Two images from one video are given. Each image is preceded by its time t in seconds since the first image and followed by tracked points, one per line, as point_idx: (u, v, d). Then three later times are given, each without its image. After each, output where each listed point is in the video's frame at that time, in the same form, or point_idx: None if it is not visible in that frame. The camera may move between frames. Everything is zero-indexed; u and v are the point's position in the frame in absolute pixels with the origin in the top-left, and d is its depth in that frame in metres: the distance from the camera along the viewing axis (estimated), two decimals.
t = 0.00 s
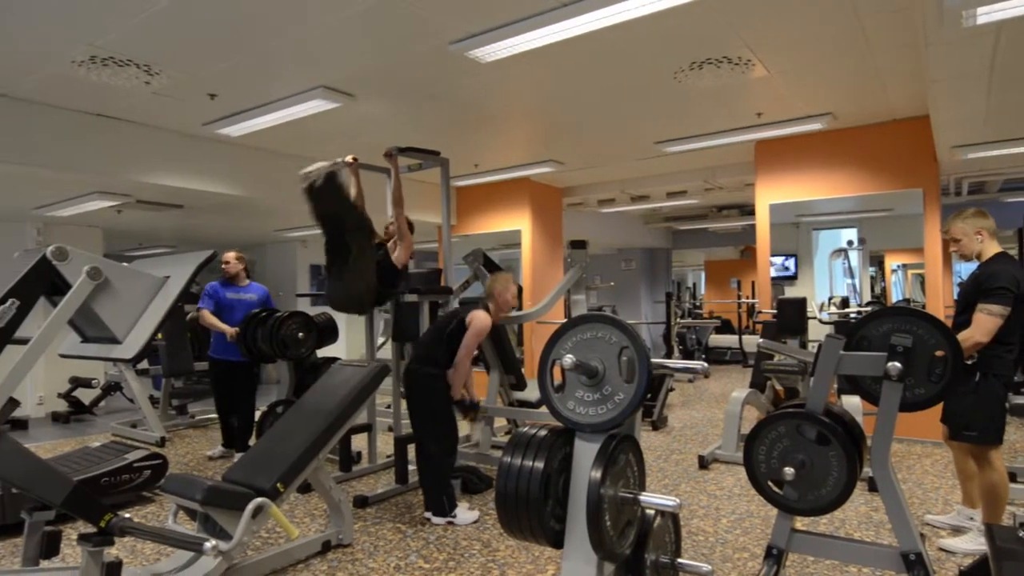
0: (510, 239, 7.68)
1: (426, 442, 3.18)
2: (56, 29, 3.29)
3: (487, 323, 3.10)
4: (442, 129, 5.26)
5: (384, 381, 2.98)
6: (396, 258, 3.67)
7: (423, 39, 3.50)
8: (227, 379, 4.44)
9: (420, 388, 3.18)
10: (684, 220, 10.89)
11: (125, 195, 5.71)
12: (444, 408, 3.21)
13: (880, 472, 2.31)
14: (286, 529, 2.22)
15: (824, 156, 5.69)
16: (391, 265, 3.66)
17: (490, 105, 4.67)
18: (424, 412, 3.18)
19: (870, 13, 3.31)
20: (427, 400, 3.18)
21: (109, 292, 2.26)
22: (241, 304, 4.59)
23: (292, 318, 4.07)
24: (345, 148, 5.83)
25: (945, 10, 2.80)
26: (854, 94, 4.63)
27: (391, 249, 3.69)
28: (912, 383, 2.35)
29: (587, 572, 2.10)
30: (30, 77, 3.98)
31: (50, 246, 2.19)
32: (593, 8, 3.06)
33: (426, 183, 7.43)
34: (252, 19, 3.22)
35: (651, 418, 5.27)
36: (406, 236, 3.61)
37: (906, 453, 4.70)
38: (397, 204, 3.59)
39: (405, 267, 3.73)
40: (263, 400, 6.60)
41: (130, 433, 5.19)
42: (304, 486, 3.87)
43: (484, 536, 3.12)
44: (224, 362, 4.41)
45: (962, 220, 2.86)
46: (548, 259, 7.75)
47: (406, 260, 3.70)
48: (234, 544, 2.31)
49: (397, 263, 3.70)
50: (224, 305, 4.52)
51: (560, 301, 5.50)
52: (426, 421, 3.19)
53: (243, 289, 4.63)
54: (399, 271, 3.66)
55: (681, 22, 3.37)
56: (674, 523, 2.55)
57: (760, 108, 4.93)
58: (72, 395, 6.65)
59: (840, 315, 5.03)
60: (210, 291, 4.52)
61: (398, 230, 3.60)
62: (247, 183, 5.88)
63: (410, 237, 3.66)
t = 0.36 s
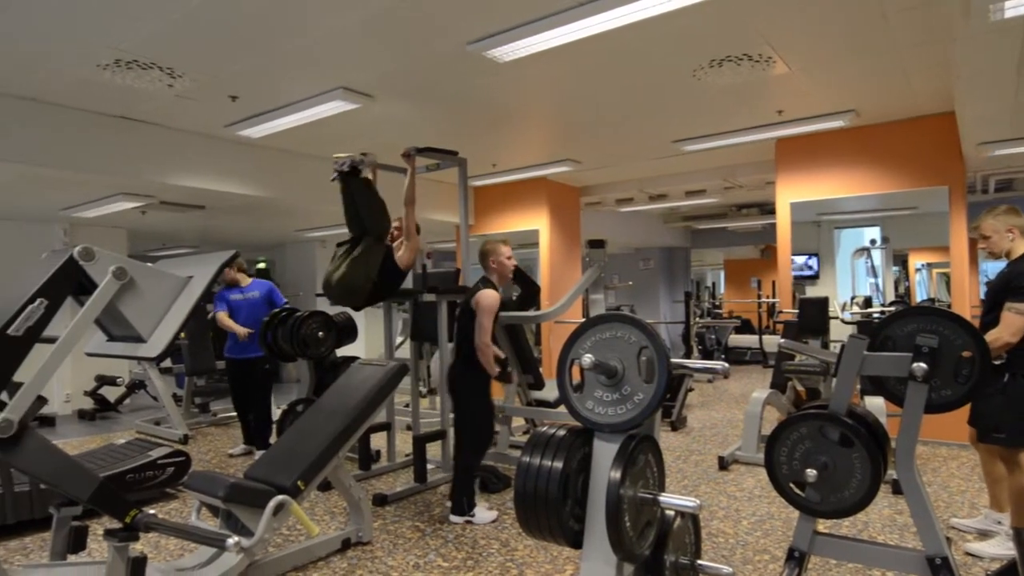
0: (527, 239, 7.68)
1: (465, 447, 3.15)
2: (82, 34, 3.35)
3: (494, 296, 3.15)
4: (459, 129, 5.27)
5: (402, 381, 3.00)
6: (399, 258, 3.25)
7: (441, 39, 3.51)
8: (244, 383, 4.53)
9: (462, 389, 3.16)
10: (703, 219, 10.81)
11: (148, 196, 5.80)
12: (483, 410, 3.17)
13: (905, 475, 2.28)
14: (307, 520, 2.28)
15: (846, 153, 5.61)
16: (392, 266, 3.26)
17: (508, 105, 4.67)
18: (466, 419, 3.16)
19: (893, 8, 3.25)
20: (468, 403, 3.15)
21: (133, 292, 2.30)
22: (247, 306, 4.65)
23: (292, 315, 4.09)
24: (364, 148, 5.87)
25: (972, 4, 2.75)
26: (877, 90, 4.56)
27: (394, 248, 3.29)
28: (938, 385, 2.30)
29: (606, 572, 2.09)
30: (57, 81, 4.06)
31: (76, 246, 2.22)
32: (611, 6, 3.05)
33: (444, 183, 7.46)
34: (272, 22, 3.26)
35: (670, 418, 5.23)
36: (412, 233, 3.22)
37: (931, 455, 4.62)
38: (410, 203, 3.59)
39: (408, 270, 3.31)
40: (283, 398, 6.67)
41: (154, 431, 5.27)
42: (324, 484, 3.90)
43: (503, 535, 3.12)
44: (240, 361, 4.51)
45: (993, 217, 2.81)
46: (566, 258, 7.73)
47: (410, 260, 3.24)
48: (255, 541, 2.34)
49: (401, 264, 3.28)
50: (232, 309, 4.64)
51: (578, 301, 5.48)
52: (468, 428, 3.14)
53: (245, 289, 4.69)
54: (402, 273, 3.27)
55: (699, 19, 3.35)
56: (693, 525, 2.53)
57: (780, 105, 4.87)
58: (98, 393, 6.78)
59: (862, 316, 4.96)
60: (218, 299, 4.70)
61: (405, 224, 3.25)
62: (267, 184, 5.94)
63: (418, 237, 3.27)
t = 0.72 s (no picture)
0: (549, 238, 7.67)
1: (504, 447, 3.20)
2: (114, 39, 3.43)
3: (522, 292, 3.18)
4: (482, 129, 5.28)
5: (425, 380, 3.01)
6: (426, 258, 3.57)
7: (464, 40, 3.51)
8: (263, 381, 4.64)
9: (510, 385, 3.21)
10: (727, 218, 10.70)
11: (177, 197, 5.91)
12: (527, 407, 3.26)
13: (936, 478, 2.24)
14: (331, 519, 2.35)
15: (875, 150, 5.51)
16: (420, 266, 3.60)
17: (530, 104, 4.67)
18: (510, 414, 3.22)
19: (926, 2, 3.18)
20: (511, 400, 3.21)
21: (164, 293, 2.35)
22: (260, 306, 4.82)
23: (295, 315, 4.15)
24: (387, 149, 5.91)
25: None
26: (906, 86, 4.47)
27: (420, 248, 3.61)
28: (971, 386, 2.24)
29: (629, 573, 2.08)
30: (89, 85, 4.16)
31: (109, 246, 2.28)
32: (636, 3, 3.02)
33: (466, 183, 7.48)
34: (298, 24, 3.29)
35: (693, 419, 5.19)
36: (437, 234, 3.57)
37: (963, 458, 4.51)
38: (433, 203, 3.61)
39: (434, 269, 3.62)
40: (308, 397, 6.75)
41: (182, 428, 5.37)
42: (348, 482, 3.94)
43: (525, 534, 3.12)
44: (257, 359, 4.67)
45: None
46: (588, 258, 7.70)
47: (436, 260, 3.58)
48: (281, 538, 2.38)
49: (427, 263, 3.59)
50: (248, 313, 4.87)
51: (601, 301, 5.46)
52: (511, 425, 3.21)
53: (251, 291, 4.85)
54: (430, 271, 3.58)
55: (724, 16, 3.31)
56: (718, 526, 2.50)
57: (807, 101, 4.79)
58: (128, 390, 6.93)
59: (892, 315, 4.88)
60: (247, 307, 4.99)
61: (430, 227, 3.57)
62: (292, 185, 6.02)
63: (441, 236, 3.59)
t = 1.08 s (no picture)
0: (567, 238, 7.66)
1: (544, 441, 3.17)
2: (138, 43, 3.49)
3: (557, 286, 3.22)
4: (501, 128, 5.29)
5: (444, 379, 3.02)
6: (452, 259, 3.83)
7: (483, 39, 3.52)
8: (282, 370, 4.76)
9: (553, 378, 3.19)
10: (748, 217, 10.58)
11: (199, 198, 6.00)
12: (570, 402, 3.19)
13: (963, 482, 2.20)
14: (352, 518, 2.43)
15: (899, 148, 5.42)
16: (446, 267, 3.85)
17: (548, 103, 4.66)
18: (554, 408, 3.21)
19: None
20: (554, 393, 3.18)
21: (187, 292, 2.38)
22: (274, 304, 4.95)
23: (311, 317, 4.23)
24: (406, 149, 5.94)
25: None
26: (930, 82, 4.40)
27: (445, 250, 3.85)
28: (999, 387, 2.20)
29: (648, 574, 2.07)
30: (115, 89, 4.24)
31: (134, 247, 2.32)
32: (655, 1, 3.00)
33: (484, 183, 7.49)
34: (318, 26, 3.32)
35: (713, 420, 5.14)
36: (460, 235, 3.80)
37: (990, 461, 4.42)
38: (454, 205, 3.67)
39: (460, 269, 3.88)
40: (328, 395, 6.80)
41: (205, 425, 5.45)
42: (367, 480, 3.96)
43: (543, 534, 3.11)
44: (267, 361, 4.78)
45: None
46: (606, 258, 7.67)
47: (461, 261, 3.86)
48: (302, 535, 2.40)
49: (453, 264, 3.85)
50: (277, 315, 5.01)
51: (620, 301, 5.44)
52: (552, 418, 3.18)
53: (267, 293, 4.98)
54: (456, 271, 3.84)
55: (744, 12, 3.27)
56: (739, 529, 2.48)
57: (829, 98, 4.73)
58: (152, 388, 7.04)
59: (916, 316, 4.79)
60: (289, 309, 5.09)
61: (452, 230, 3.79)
62: (312, 186, 6.07)
63: (464, 237, 3.82)
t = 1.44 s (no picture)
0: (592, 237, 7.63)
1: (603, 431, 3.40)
2: (171, 47, 3.56)
3: (606, 286, 3.32)
4: (526, 128, 5.29)
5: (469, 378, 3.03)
6: (481, 259, 3.86)
7: (508, 39, 3.52)
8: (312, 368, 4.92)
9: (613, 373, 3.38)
10: (776, 215, 10.44)
11: (229, 199, 6.10)
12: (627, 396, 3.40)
13: (1002, 486, 2.12)
14: (378, 515, 2.43)
15: (933, 143, 5.29)
16: (476, 266, 3.87)
17: (574, 102, 4.65)
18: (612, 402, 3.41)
19: None
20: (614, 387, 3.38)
21: (218, 292, 2.43)
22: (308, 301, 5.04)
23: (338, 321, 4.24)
24: (431, 150, 5.97)
25: None
26: (966, 76, 4.28)
27: (475, 250, 3.89)
28: None
29: None
30: (148, 93, 4.33)
31: (167, 248, 2.37)
32: None
33: (509, 182, 7.50)
34: (345, 28, 3.35)
35: (740, 421, 5.08)
36: (489, 235, 3.83)
37: None
38: (482, 205, 3.70)
39: (488, 268, 3.91)
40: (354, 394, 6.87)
41: (234, 422, 5.54)
42: (393, 478, 3.99)
43: (568, 534, 3.10)
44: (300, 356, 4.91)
45: None
46: (631, 256, 7.62)
47: (490, 260, 3.89)
48: (329, 532, 2.42)
49: (482, 263, 3.88)
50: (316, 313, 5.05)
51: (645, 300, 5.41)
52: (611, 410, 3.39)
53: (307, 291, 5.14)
54: (485, 270, 3.87)
55: (774, 7, 3.22)
56: (768, 531, 2.44)
57: (860, 94, 4.64)
58: (183, 386, 7.19)
59: (951, 316, 4.67)
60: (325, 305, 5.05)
61: (481, 229, 3.83)
62: (339, 186, 6.14)
63: (493, 236, 3.86)
